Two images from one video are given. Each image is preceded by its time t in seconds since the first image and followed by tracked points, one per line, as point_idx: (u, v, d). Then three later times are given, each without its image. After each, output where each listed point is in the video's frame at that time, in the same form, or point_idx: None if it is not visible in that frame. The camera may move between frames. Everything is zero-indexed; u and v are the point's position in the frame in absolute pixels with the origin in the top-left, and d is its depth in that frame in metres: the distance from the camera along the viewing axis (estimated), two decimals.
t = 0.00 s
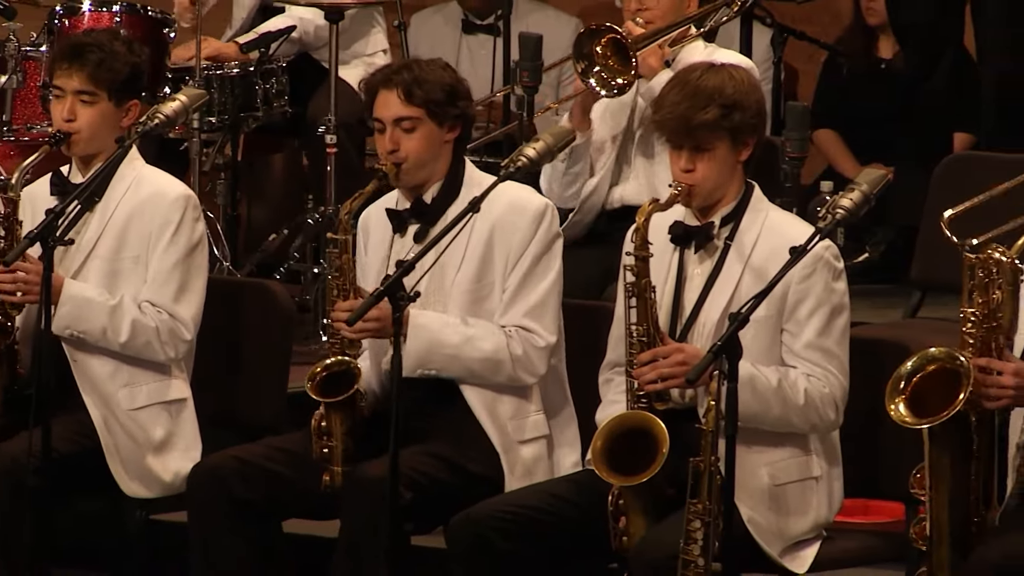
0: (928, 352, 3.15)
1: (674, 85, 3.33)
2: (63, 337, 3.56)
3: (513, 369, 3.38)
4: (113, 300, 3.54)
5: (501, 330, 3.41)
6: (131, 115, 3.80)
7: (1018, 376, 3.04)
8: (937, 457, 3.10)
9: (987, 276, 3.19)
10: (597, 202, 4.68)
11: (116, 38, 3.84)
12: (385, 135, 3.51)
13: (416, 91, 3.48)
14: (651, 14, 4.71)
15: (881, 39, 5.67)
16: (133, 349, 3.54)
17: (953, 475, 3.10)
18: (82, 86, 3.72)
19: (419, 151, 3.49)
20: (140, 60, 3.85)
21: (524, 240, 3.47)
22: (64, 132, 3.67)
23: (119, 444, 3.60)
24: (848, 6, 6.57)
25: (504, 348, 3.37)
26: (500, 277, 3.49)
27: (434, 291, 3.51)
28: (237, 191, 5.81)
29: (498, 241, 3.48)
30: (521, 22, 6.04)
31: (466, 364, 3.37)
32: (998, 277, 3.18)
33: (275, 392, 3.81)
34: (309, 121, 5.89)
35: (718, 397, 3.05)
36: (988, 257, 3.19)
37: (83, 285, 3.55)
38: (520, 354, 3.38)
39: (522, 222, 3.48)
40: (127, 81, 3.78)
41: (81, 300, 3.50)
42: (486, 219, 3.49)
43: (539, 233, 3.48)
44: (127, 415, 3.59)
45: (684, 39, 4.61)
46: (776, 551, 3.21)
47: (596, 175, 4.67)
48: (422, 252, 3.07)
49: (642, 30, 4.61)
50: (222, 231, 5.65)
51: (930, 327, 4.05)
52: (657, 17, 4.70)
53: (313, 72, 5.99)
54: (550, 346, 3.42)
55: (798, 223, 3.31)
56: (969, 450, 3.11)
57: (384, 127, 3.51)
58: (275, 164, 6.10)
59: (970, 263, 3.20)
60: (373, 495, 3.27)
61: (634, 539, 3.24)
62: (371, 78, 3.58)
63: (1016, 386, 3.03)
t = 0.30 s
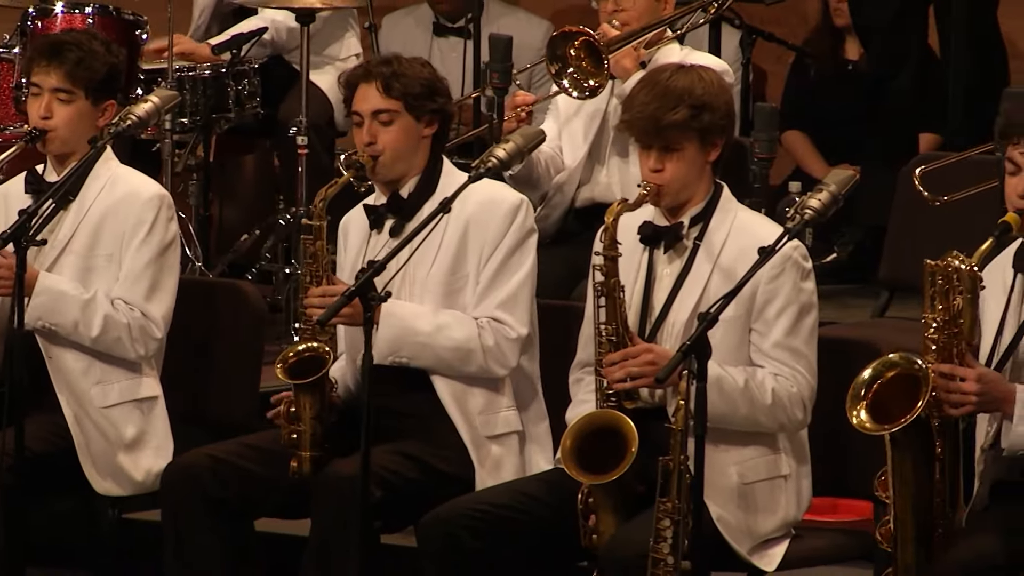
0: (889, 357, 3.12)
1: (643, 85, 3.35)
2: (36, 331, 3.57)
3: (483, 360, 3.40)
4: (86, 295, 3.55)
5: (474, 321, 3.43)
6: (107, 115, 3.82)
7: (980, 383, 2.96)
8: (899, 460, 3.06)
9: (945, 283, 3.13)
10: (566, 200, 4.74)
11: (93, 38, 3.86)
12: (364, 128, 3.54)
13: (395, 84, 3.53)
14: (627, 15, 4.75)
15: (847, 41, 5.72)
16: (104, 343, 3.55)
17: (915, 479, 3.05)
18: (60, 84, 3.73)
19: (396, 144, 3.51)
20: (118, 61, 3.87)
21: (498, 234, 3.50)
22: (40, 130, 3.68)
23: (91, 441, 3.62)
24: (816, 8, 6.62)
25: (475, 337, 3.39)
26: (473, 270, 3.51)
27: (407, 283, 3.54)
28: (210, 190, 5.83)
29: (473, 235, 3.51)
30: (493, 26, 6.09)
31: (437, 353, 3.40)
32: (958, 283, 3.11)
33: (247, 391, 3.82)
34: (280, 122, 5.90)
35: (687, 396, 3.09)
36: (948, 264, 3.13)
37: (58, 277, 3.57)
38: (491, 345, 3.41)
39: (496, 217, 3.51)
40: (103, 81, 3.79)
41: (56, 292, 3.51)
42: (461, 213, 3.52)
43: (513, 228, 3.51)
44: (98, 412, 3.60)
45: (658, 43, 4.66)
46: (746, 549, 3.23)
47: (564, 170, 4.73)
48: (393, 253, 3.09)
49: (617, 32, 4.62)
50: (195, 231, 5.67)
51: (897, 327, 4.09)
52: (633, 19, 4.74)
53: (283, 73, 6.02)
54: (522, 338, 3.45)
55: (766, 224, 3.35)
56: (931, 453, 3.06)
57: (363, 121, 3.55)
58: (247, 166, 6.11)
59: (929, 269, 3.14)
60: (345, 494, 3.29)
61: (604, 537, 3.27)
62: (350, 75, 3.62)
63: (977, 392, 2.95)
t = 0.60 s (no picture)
0: (858, 378, 3.13)
1: (614, 86, 3.38)
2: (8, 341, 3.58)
3: (455, 363, 3.43)
4: (57, 303, 3.56)
5: (446, 324, 3.46)
6: (70, 119, 3.83)
7: (948, 403, 2.99)
8: (870, 471, 3.06)
9: (913, 307, 3.13)
10: (537, 200, 4.77)
11: (53, 44, 3.85)
12: (338, 130, 3.57)
13: (369, 87, 3.55)
14: (599, 17, 4.79)
15: (816, 44, 5.78)
16: (79, 351, 3.56)
17: (889, 493, 3.06)
18: (20, 93, 3.73)
19: (370, 147, 3.54)
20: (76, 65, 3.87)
21: (470, 237, 3.52)
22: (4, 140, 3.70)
23: (65, 445, 3.63)
24: (784, 11, 6.66)
25: (446, 339, 3.42)
26: (446, 273, 3.54)
27: (380, 283, 3.56)
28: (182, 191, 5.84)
29: (446, 237, 3.53)
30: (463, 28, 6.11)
31: (409, 355, 3.42)
32: (924, 306, 3.12)
33: (219, 392, 3.84)
34: (252, 124, 5.91)
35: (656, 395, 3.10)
36: (914, 288, 3.13)
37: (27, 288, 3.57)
38: (462, 347, 3.43)
39: (469, 220, 3.53)
40: (64, 87, 3.79)
41: (27, 303, 3.52)
42: (435, 215, 3.54)
43: (485, 231, 3.53)
44: (73, 416, 3.62)
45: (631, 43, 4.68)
46: (714, 548, 3.26)
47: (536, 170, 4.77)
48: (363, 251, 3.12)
49: (589, 32, 4.63)
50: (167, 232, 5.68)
51: (865, 328, 4.13)
52: (605, 21, 4.78)
53: (256, 75, 6.02)
54: (492, 341, 3.48)
55: (734, 225, 3.38)
56: (904, 467, 3.08)
57: (338, 123, 3.57)
58: (219, 166, 6.12)
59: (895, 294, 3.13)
60: (317, 494, 3.31)
61: (574, 536, 3.30)
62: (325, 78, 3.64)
63: (945, 413, 2.99)
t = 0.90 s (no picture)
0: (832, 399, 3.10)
1: (585, 89, 3.43)
2: None
3: (428, 372, 3.46)
4: (32, 319, 3.59)
5: (419, 332, 3.49)
6: (28, 128, 3.85)
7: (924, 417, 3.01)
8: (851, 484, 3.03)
9: (886, 328, 3.13)
10: (509, 201, 4.81)
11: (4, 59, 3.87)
12: (315, 136, 3.60)
13: (347, 96, 3.58)
14: (569, 20, 4.83)
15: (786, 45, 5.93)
16: (59, 362, 3.60)
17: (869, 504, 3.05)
18: None
19: (347, 153, 3.57)
20: (30, 76, 3.89)
21: (445, 244, 3.56)
22: None
23: (44, 451, 3.66)
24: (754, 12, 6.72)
25: (420, 349, 3.45)
26: (420, 280, 3.58)
27: (355, 291, 3.61)
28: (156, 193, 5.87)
29: (420, 244, 3.57)
30: (436, 31, 6.15)
31: (383, 363, 3.46)
32: (895, 327, 3.12)
33: (194, 392, 3.87)
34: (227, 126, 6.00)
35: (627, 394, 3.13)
36: (887, 309, 3.13)
37: None
38: (435, 356, 3.47)
39: (444, 227, 3.57)
40: (20, 101, 3.81)
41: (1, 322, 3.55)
42: (410, 220, 3.58)
43: (459, 239, 3.57)
44: (54, 420, 3.67)
45: (600, 47, 4.72)
46: (685, 545, 3.30)
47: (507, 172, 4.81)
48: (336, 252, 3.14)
49: (560, 37, 4.70)
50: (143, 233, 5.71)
51: (834, 327, 4.19)
52: (575, 24, 4.83)
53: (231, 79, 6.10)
54: (465, 350, 3.51)
55: (704, 224, 3.43)
56: (882, 480, 3.06)
57: (315, 129, 3.60)
58: (194, 168, 6.11)
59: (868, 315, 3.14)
60: (291, 492, 3.35)
61: (545, 533, 3.35)
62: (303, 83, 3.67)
63: (922, 427, 3.00)
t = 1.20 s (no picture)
0: (796, 368, 3.17)
1: (561, 88, 3.47)
2: None
3: (406, 378, 3.51)
4: (11, 313, 3.61)
5: (395, 338, 3.53)
6: (9, 127, 3.87)
7: (888, 388, 3.05)
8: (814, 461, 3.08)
9: (853, 297, 3.20)
10: (485, 203, 4.84)
11: None
12: (290, 141, 3.62)
13: (322, 103, 3.61)
14: (537, 23, 4.88)
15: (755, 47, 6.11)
16: (37, 357, 3.62)
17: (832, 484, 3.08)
18: None
19: (321, 158, 3.61)
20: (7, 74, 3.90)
21: (420, 248, 3.59)
22: None
23: (22, 448, 3.68)
24: (728, 14, 6.78)
25: (398, 356, 3.49)
26: (395, 286, 3.61)
27: (331, 294, 3.63)
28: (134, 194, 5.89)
29: (395, 249, 3.60)
30: (412, 32, 6.18)
31: (361, 370, 3.49)
32: (862, 297, 3.20)
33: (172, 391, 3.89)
34: (204, 125, 6.05)
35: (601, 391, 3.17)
36: (852, 278, 3.20)
37: None
38: (412, 362, 3.51)
39: (419, 232, 3.60)
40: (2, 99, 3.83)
41: None
42: (385, 224, 3.62)
43: (434, 243, 3.61)
44: (31, 418, 3.69)
45: (570, 47, 4.72)
46: (659, 541, 3.33)
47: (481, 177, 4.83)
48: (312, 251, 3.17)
49: (529, 40, 4.76)
50: (122, 232, 5.74)
51: (806, 325, 4.24)
52: (543, 27, 4.88)
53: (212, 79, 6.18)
54: (442, 355, 3.56)
55: (677, 224, 3.47)
56: (843, 458, 3.09)
57: (289, 135, 3.62)
58: (172, 168, 6.12)
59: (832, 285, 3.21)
60: (269, 489, 3.38)
61: (520, 529, 3.38)
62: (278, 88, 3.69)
63: (886, 397, 3.04)
